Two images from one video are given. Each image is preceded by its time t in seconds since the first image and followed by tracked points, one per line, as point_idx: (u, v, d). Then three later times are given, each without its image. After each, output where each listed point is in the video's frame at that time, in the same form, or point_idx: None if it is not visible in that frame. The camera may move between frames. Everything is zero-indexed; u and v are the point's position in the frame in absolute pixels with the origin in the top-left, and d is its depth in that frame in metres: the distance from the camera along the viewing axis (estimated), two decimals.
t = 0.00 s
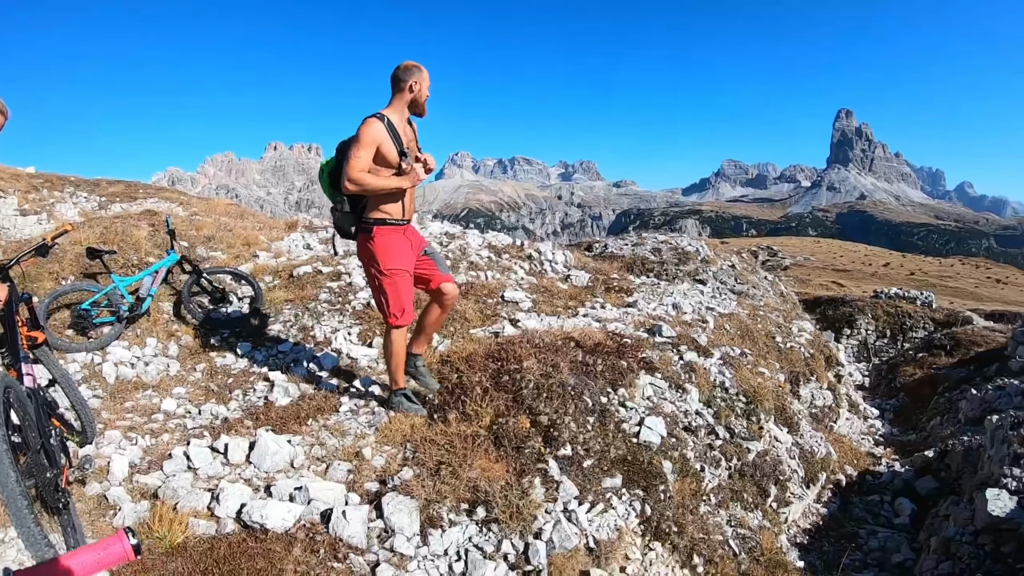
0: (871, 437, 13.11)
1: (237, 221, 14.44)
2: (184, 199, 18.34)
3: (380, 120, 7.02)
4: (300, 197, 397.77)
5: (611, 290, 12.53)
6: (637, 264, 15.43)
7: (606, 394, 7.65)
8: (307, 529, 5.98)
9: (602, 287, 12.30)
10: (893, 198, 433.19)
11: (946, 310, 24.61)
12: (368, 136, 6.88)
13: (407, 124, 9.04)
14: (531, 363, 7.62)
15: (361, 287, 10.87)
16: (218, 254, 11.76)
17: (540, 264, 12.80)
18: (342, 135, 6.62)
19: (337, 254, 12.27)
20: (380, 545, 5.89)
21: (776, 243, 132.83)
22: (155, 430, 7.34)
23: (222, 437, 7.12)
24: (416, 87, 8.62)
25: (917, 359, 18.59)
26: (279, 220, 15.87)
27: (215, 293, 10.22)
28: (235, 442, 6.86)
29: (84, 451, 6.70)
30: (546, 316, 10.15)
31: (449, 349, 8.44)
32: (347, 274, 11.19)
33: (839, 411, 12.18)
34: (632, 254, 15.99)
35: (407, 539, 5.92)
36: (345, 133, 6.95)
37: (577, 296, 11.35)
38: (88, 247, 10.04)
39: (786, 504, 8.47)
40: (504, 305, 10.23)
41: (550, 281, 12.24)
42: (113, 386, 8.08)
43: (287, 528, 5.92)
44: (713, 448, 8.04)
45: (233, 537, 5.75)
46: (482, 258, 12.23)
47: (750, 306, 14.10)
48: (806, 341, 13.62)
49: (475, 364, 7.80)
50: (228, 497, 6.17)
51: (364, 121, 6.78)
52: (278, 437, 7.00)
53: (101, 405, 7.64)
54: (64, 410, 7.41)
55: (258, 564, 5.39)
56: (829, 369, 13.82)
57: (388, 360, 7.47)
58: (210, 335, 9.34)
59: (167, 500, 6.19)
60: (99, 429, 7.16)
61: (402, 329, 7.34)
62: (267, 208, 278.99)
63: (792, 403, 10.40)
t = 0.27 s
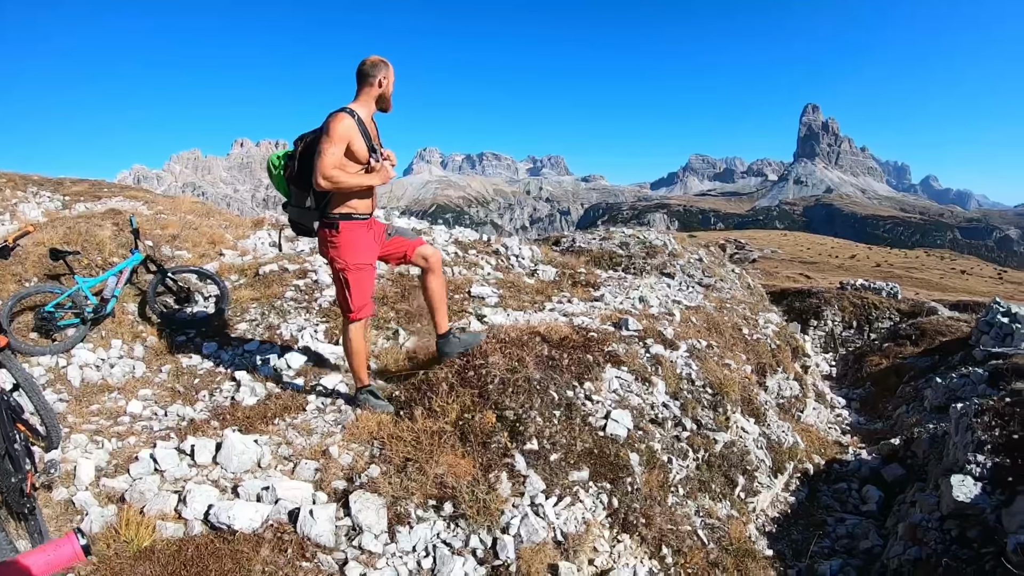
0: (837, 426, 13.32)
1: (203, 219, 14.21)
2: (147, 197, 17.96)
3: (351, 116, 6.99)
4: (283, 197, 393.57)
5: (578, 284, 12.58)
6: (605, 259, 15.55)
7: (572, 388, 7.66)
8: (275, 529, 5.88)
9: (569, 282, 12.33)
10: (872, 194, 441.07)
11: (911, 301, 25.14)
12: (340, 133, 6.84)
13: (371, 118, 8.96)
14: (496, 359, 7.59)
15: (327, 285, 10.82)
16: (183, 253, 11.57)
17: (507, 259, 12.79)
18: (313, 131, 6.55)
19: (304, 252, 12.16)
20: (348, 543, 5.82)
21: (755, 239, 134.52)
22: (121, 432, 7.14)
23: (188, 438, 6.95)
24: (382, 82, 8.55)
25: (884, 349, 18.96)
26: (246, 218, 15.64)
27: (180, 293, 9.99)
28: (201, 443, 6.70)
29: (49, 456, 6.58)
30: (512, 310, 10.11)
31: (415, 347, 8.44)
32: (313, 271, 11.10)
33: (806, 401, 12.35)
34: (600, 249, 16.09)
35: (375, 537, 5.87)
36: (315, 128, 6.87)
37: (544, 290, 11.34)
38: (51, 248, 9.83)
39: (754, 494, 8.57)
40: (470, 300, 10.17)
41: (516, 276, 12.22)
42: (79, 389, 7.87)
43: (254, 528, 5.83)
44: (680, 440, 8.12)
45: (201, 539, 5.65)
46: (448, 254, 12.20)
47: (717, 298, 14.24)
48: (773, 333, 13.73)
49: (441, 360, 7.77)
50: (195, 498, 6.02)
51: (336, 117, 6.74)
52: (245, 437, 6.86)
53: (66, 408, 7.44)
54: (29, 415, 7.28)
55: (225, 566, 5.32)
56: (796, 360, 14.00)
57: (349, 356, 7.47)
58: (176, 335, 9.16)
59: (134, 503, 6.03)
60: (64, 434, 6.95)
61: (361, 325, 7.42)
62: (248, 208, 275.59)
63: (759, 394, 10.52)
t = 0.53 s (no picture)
0: (815, 417, 13.47)
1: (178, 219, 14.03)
2: (120, 197, 17.70)
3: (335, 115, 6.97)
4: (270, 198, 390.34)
5: (555, 279, 12.60)
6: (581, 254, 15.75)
7: (550, 384, 7.67)
8: (254, 531, 5.83)
9: (546, 278, 12.36)
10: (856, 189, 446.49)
11: (887, 293, 25.51)
12: (324, 131, 6.82)
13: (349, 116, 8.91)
14: (473, 356, 7.58)
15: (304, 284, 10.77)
16: (159, 255, 11.44)
17: (483, 256, 12.80)
18: (299, 130, 6.52)
19: (280, 252, 12.08)
20: (328, 544, 5.80)
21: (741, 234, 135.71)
22: (99, 438, 7.03)
23: (166, 442, 6.88)
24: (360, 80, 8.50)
25: (860, 341, 19.24)
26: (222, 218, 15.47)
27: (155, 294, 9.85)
28: (179, 446, 6.64)
29: (26, 463, 6.45)
30: (490, 308, 10.13)
31: (392, 346, 8.42)
32: (289, 271, 11.04)
33: (783, 393, 12.47)
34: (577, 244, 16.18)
35: (355, 537, 5.86)
36: (298, 128, 6.81)
37: (521, 287, 11.32)
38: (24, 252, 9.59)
39: (733, 486, 8.65)
40: (447, 298, 10.13)
41: (493, 273, 12.20)
42: (55, 395, 7.74)
43: (234, 531, 5.77)
44: (658, 434, 8.17)
45: (180, 543, 5.60)
46: (425, 251, 12.19)
47: (694, 292, 14.33)
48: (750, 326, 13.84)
49: (419, 359, 7.75)
50: (174, 502, 5.94)
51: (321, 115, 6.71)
52: (223, 439, 6.81)
53: (43, 415, 7.32)
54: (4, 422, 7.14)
55: (204, 570, 5.30)
56: (773, 352, 14.14)
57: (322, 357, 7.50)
58: (152, 337, 9.05)
59: (112, 509, 5.95)
60: (41, 440, 6.85)
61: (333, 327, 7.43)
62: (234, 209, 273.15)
63: (736, 387, 10.61)
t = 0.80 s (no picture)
0: (796, 411, 13.57)
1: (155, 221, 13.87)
2: (95, 199, 17.44)
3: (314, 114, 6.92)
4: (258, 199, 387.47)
5: (534, 277, 12.61)
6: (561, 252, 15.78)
7: (528, 382, 7.67)
8: (234, 535, 5.77)
9: (524, 275, 12.36)
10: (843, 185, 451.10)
11: (866, 287, 25.81)
12: (304, 130, 6.75)
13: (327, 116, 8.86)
14: (451, 354, 7.56)
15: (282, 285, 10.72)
16: (136, 257, 11.31)
17: (462, 255, 12.77)
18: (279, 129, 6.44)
19: (258, 253, 12.00)
20: (308, 546, 5.75)
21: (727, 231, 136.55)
22: (76, 443, 6.87)
23: (144, 446, 6.76)
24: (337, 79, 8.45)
25: (840, 335, 19.44)
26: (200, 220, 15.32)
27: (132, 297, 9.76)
28: (158, 450, 6.53)
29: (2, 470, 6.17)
30: (469, 306, 10.12)
31: (370, 345, 8.37)
32: (267, 272, 10.97)
33: (764, 387, 12.56)
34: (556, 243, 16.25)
35: (335, 538, 5.81)
36: (277, 126, 6.72)
37: (499, 285, 11.32)
38: None
39: (714, 480, 8.69)
40: (426, 297, 10.09)
41: (472, 271, 12.15)
42: (32, 400, 7.56)
43: (213, 535, 5.69)
44: (638, 430, 8.20)
45: (160, 549, 5.52)
46: (404, 250, 12.14)
47: (673, 288, 14.40)
48: (729, 321, 13.90)
49: (397, 359, 7.72)
50: (152, 507, 5.84)
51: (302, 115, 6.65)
52: (201, 442, 6.72)
53: (19, 420, 7.14)
54: None
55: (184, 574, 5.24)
56: (753, 347, 14.26)
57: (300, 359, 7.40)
58: (130, 341, 8.93)
59: (91, 515, 5.84)
60: (19, 447, 6.63)
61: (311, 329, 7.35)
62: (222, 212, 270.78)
63: (716, 382, 10.68)
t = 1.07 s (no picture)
0: (780, 405, 13.67)
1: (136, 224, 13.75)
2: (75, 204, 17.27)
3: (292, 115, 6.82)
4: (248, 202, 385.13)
5: (517, 276, 12.63)
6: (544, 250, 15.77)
7: (511, 381, 7.66)
8: (218, 540, 5.71)
9: (507, 274, 12.37)
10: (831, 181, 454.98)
11: (849, 281, 26.05)
12: (283, 131, 6.66)
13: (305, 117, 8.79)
14: (434, 355, 7.55)
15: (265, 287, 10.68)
16: (117, 261, 11.21)
17: (445, 255, 12.74)
18: (258, 130, 6.35)
19: (240, 255, 11.93)
20: (293, 549, 5.71)
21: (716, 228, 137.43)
22: (60, 450, 6.74)
23: (128, 452, 6.66)
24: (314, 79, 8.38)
25: (824, 329, 19.62)
26: (182, 223, 15.21)
27: (114, 303, 9.68)
28: (141, 456, 6.42)
29: None
30: (452, 306, 10.11)
31: (353, 347, 8.35)
32: (249, 275, 10.92)
33: (748, 382, 12.64)
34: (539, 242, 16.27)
35: (319, 541, 5.77)
36: (256, 128, 6.62)
37: (482, 284, 11.33)
38: None
39: (699, 476, 8.73)
40: (409, 298, 10.06)
41: (455, 270, 12.15)
42: (14, 408, 7.39)
43: (198, 540, 5.64)
44: (622, 427, 8.22)
45: (144, 555, 5.46)
46: (386, 251, 12.10)
47: (656, 285, 14.46)
48: (713, 317, 13.98)
49: (380, 360, 7.69)
50: (136, 513, 5.79)
51: (280, 116, 6.53)
52: (184, 447, 6.64)
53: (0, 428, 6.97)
54: None
55: None
56: (736, 342, 14.35)
57: (285, 363, 7.34)
58: (112, 346, 8.82)
59: (75, 523, 5.74)
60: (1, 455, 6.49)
61: (294, 331, 7.24)
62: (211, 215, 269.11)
63: (700, 378, 10.73)
